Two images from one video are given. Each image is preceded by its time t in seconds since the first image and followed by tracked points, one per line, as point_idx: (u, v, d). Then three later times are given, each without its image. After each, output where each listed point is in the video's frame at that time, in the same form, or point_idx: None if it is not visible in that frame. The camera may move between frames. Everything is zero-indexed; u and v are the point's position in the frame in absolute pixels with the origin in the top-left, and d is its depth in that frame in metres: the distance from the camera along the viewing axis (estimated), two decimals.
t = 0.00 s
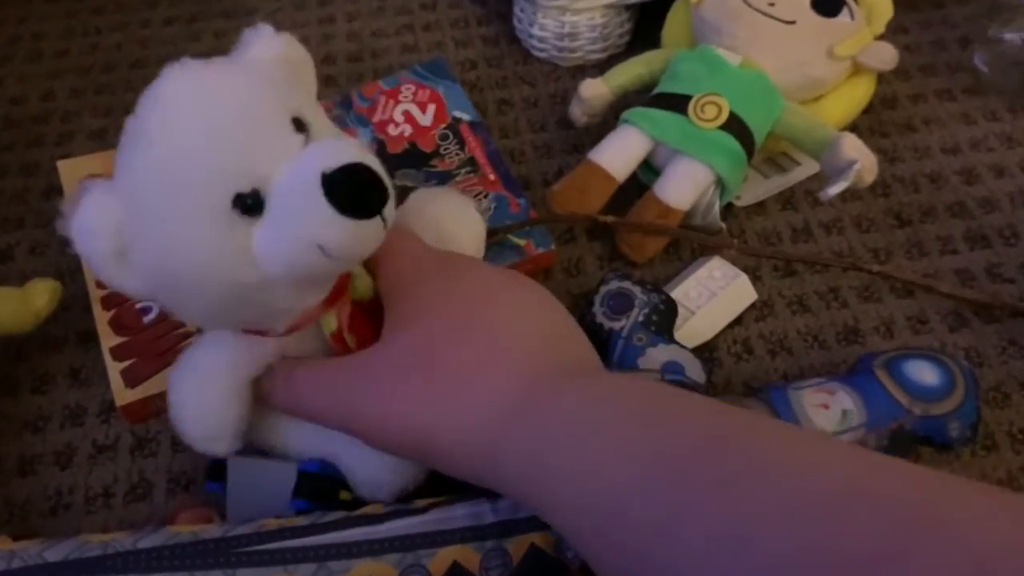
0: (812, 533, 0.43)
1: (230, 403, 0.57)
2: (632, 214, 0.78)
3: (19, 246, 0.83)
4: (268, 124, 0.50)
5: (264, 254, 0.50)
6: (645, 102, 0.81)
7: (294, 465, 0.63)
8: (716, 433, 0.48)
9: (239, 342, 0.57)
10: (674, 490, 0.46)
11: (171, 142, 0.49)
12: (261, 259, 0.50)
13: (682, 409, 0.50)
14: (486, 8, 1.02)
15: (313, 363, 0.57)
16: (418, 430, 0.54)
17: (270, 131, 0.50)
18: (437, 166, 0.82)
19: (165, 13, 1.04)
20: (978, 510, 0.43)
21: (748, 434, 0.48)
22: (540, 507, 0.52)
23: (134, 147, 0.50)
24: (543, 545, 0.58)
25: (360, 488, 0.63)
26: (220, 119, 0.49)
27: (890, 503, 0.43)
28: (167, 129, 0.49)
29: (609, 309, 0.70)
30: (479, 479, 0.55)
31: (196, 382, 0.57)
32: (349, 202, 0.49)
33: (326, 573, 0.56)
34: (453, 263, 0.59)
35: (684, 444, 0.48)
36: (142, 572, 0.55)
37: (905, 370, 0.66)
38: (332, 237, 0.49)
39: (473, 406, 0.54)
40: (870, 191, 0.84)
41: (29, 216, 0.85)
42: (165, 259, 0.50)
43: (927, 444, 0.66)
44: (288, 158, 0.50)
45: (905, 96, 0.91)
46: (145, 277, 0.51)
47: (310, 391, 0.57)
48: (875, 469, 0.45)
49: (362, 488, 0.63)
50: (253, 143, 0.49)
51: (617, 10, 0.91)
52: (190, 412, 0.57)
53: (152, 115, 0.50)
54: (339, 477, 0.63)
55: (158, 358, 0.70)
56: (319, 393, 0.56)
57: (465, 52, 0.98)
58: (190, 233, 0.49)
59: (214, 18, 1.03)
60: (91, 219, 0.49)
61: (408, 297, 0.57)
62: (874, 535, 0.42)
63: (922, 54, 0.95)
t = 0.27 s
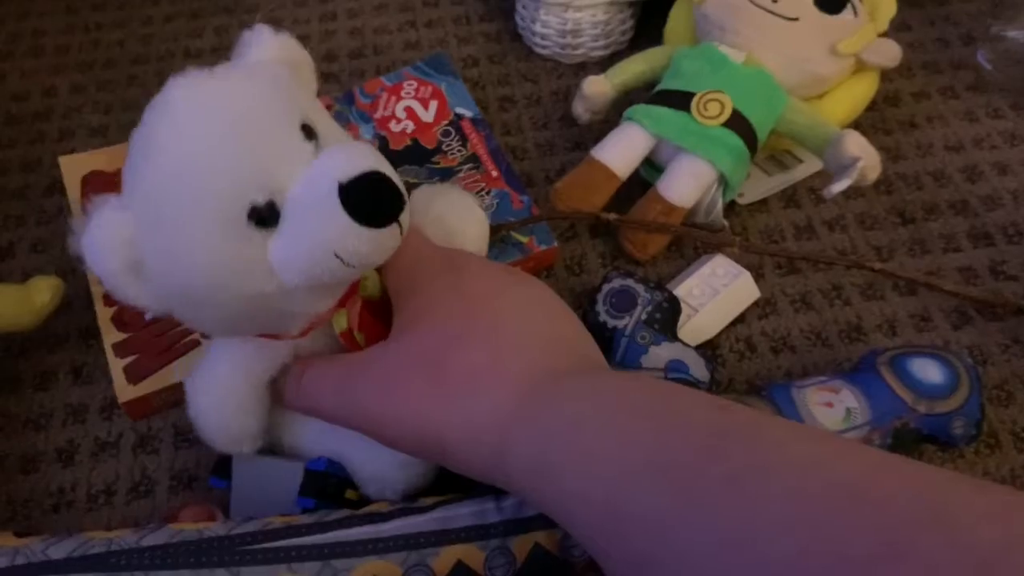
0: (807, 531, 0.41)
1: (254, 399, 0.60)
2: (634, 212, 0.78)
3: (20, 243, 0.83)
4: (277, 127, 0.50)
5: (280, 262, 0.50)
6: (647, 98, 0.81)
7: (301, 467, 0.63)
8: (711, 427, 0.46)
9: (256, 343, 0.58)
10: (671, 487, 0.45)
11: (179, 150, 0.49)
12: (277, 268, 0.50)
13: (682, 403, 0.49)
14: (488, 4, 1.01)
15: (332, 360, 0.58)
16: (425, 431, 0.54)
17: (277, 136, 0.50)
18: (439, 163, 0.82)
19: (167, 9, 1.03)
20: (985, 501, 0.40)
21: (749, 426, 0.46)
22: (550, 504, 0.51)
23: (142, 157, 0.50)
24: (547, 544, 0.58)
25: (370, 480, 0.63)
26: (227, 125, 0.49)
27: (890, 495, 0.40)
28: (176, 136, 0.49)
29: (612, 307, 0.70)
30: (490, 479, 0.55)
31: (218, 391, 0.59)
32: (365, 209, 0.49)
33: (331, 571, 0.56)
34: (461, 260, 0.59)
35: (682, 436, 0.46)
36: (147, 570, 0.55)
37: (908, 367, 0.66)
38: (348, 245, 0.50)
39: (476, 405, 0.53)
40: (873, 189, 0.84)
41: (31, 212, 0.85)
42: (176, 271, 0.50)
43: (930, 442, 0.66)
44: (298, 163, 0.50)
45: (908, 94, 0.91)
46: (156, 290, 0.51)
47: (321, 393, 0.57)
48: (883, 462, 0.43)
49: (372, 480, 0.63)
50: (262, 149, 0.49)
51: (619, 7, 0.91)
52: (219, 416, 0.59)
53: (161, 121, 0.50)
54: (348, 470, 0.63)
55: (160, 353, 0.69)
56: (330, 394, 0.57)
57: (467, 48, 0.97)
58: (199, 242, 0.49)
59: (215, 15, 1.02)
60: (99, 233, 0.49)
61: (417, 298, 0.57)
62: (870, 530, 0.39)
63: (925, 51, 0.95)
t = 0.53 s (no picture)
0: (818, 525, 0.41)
1: (305, 396, 0.58)
2: (636, 207, 0.77)
3: (18, 239, 0.83)
4: (375, 146, 0.50)
5: (410, 279, 0.51)
6: (650, 93, 0.80)
7: (310, 461, 0.63)
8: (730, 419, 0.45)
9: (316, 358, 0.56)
10: (693, 477, 0.44)
11: (300, 189, 0.47)
12: (404, 286, 0.51)
13: (713, 388, 0.48)
14: None
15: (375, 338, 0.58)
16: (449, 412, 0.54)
17: (378, 153, 0.50)
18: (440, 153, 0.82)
19: (167, 4, 1.03)
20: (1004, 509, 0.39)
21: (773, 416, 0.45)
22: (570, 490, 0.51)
23: (250, 201, 0.47)
24: (552, 539, 0.58)
25: (387, 459, 0.63)
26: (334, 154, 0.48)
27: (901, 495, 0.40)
28: (292, 175, 0.47)
29: (617, 304, 0.70)
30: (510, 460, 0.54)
31: (286, 399, 0.59)
32: (493, 219, 0.51)
33: (335, 565, 0.56)
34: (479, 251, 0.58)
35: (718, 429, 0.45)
36: (151, 563, 0.54)
37: (915, 364, 0.65)
38: (469, 253, 0.51)
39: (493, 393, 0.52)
40: (876, 185, 0.83)
41: (29, 208, 0.85)
42: (308, 313, 0.48)
43: (939, 440, 0.65)
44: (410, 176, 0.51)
45: (912, 89, 0.91)
46: (290, 336, 0.49)
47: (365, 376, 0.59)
48: (904, 456, 0.42)
49: (390, 460, 0.63)
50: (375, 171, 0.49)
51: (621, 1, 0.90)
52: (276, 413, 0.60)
53: (261, 159, 0.48)
54: (363, 454, 0.63)
55: (147, 324, 0.71)
56: (378, 370, 0.57)
57: (468, 43, 0.97)
58: (332, 280, 0.48)
59: (215, 9, 1.02)
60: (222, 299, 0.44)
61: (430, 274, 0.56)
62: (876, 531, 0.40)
63: (929, 47, 0.94)
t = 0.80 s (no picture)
0: (828, 518, 0.40)
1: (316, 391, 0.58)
2: (637, 204, 0.77)
3: (17, 235, 0.82)
4: (391, 143, 0.50)
5: (425, 275, 0.51)
6: (651, 90, 0.80)
7: (312, 459, 0.64)
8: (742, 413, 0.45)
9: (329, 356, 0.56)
10: (702, 469, 0.44)
11: (320, 187, 0.47)
12: (419, 283, 0.51)
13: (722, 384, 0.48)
14: None
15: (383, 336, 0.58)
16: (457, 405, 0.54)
17: (395, 151, 0.50)
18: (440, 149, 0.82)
19: None
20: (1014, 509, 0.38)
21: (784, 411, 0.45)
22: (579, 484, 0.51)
23: (268, 201, 0.47)
24: (555, 535, 0.58)
25: (391, 458, 0.63)
26: (353, 152, 0.48)
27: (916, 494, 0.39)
28: (313, 173, 0.47)
29: (620, 302, 0.70)
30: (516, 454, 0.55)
31: (293, 393, 0.58)
32: (507, 215, 0.51)
33: (337, 561, 0.56)
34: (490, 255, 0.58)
35: (725, 423, 0.45)
36: (154, 559, 0.54)
37: (919, 363, 0.65)
38: (486, 248, 0.52)
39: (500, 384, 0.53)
40: (878, 182, 0.83)
41: (28, 204, 0.84)
42: (329, 312, 0.48)
43: (942, 440, 0.65)
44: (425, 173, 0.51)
45: (914, 87, 0.90)
46: (310, 336, 0.49)
47: (378, 366, 0.59)
48: (918, 453, 0.41)
49: (395, 457, 0.62)
50: (392, 168, 0.49)
51: None
52: (288, 409, 0.59)
53: (279, 158, 0.48)
54: (368, 451, 0.63)
55: (144, 317, 0.72)
56: (389, 365, 0.58)
57: (469, 40, 0.97)
58: (352, 278, 0.47)
59: (214, 6, 1.02)
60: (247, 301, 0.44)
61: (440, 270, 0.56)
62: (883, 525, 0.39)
63: (930, 44, 0.94)
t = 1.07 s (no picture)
0: (829, 510, 0.41)
1: (318, 387, 0.58)
2: (636, 202, 0.77)
3: (17, 232, 0.82)
4: (395, 138, 0.50)
5: (428, 268, 0.51)
6: (650, 87, 0.80)
7: (315, 455, 0.64)
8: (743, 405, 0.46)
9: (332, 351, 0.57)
10: (705, 461, 0.44)
11: (324, 181, 0.47)
12: (421, 277, 0.51)
13: (719, 377, 0.48)
14: None
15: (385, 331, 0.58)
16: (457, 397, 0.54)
17: (398, 145, 0.50)
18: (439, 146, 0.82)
19: None
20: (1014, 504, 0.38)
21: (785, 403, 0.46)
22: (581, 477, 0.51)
23: (273, 194, 0.47)
24: (555, 531, 0.58)
25: (391, 455, 0.63)
26: (357, 147, 0.48)
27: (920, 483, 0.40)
28: (318, 167, 0.47)
29: (620, 298, 0.70)
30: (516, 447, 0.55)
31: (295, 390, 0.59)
32: (508, 208, 0.52)
33: (338, 557, 0.56)
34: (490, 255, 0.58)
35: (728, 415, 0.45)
36: (155, 555, 0.54)
37: (918, 361, 0.65)
38: (487, 241, 0.52)
39: (499, 376, 0.53)
40: (876, 180, 0.83)
41: (28, 201, 0.85)
42: (332, 305, 0.48)
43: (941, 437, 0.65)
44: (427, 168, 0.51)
45: (912, 85, 0.90)
46: (314, 329, 0.49)
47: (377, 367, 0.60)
48: (920, 447, 0.42)
49: (396, 453, 0.63)
50: (396, 163, 0.49)
51: None
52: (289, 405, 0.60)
53: (284, 151, 0.48)
54: (369, 448, 0.63)
55: (143, 313, 0.72)
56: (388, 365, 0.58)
57: (468, 37, 0.97)
58: (356, 272, 0.48)
59: (214, 3, 1.02)
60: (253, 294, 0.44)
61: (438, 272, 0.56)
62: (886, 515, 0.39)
63: (929, 42, 0.94)
